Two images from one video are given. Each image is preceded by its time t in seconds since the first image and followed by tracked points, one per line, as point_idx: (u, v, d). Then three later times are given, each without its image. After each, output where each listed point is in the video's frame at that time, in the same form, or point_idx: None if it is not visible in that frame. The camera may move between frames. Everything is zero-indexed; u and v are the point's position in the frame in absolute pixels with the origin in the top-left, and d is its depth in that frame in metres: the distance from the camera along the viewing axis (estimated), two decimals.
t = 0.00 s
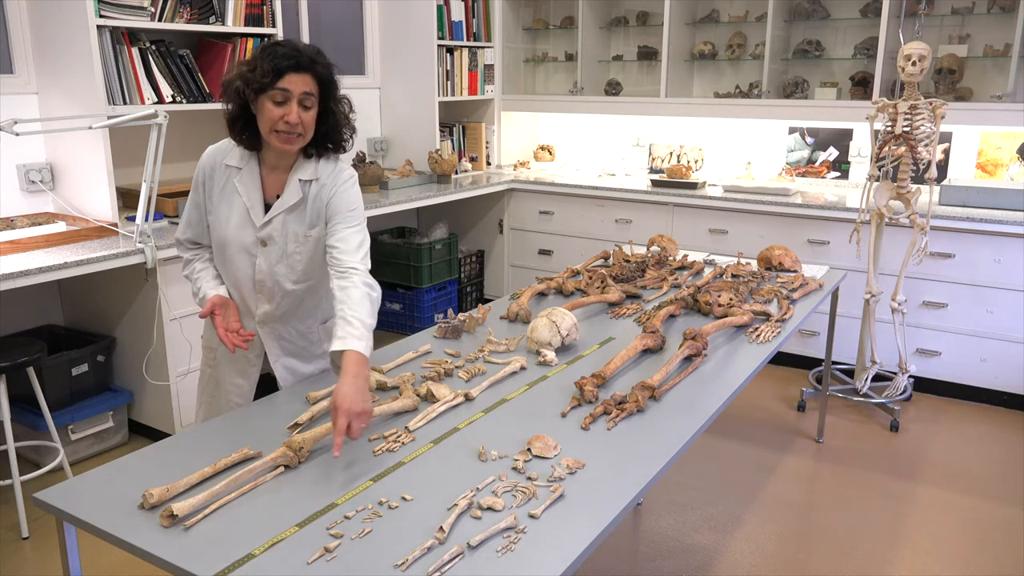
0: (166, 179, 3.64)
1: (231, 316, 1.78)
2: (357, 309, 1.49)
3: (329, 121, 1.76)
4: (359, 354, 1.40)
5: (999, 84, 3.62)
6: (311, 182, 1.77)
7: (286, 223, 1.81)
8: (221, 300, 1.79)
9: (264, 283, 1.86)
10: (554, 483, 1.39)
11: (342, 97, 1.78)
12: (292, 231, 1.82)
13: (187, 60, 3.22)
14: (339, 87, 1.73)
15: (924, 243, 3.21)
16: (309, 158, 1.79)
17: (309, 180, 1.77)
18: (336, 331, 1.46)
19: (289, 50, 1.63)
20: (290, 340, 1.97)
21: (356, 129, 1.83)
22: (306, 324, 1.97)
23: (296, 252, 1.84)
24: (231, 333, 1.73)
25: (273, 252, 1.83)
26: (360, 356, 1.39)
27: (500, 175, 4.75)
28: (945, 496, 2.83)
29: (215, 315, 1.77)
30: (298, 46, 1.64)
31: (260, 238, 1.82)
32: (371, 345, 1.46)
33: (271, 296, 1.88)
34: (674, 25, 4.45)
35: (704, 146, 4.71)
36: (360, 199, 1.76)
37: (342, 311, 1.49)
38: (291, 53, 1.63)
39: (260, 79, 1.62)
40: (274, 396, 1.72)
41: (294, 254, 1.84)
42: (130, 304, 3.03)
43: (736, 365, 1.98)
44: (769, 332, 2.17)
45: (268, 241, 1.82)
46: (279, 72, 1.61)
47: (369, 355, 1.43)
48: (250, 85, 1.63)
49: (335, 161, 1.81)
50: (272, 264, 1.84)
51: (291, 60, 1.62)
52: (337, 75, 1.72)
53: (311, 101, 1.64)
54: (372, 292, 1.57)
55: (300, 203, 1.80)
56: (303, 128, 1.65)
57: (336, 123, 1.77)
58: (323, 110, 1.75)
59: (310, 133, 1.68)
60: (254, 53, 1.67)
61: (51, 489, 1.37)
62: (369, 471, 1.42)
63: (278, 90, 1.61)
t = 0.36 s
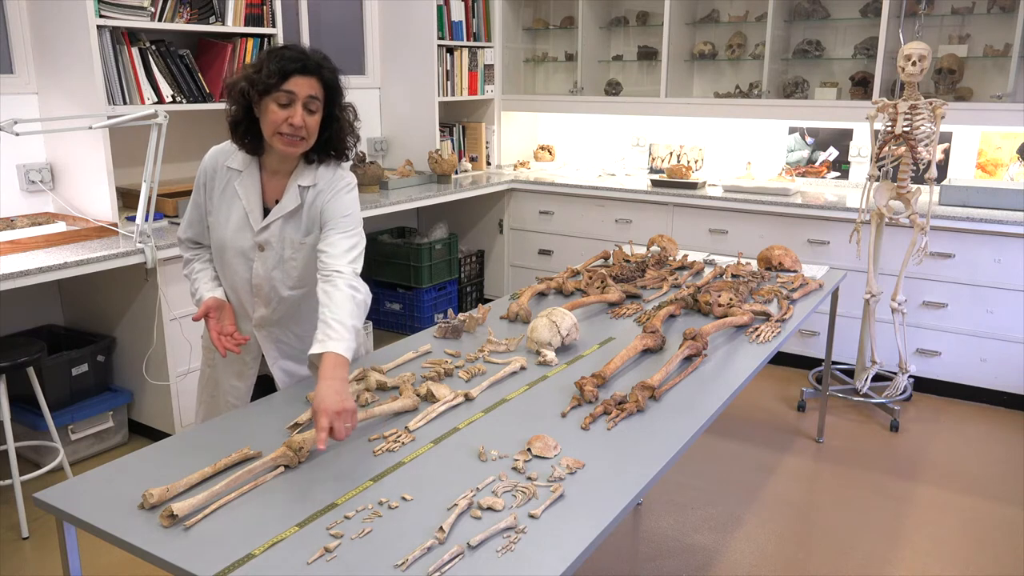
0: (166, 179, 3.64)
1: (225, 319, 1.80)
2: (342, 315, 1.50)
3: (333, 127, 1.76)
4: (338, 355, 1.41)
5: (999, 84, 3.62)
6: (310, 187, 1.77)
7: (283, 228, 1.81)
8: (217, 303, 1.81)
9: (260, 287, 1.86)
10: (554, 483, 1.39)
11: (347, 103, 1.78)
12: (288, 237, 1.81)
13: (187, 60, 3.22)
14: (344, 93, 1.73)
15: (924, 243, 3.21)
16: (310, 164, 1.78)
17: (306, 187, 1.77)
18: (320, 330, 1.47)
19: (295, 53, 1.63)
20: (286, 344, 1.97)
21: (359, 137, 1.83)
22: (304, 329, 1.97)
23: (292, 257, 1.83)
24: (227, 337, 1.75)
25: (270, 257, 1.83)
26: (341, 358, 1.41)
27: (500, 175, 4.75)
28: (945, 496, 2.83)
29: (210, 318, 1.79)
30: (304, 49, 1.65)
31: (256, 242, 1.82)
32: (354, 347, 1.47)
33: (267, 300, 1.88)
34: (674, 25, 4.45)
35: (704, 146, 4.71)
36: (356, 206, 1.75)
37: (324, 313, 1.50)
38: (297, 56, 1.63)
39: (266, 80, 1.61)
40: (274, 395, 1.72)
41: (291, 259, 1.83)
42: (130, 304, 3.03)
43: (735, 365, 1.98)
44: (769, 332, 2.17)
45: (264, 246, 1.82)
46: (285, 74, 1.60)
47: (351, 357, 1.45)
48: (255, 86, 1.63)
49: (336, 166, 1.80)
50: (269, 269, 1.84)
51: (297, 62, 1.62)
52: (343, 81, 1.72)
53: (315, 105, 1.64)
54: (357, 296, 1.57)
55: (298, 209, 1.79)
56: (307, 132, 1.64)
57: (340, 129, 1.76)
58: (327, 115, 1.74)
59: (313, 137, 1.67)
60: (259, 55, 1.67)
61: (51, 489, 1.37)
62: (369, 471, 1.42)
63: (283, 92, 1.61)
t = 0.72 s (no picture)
0: (166, 178, 3.64)
1: (227, 319, 1.79)
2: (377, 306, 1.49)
3: (331, 125, 1.76)
4: (386, 349, 1.40)
5: (999, 84, 3.62)
6: (312, 185, 1.77)
7: (286, 227, 1.80)
8: (219, 304, 1.81)
9: (262, 286, 1.86)
10: (554, 483, 1.39)
11: (344, 101, 1.78)
12: (292, 234, 1.81)
13: (187, 60, 3.22)
14: (342, 92, 1.73)
15: (924, 243, 3.21)
16: (310, 161, 1.78)
17: (309, 184, 1.77)
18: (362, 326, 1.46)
19: (292, 55, 1.62)
20: (288, 344, 1.97)
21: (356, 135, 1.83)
22: (305, 328, 1.97)
23: (296, 256, 1.83)
24: (230, 338, 1.75)
25: (273, 256, 1.83)
26: (388, 352, 1.39)
27: (500, 175, 4.75)
28: (945, 496, 2.83)
29: (212, 319, 1.78)
30: (301, 50, 1.64)
31: (260, 241, 1.82)
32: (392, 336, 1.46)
33: (270, 299, 1.88)
34: (674, 25, 4.45)
35: (704, 146, 4.71)
36: (362, 203, 1.77)
37: (360, 308, 1.49)
38: (294, 58, 1.62)
39: (263, 83, 1.61)
40: (275, 395, 1.72)
41: (294, 257, 1.83)
42: (131, 304, 3.03)
43: (736, 365, 1.98)
44: (769, 332, 2.17)
45: (267, 245, 1.82)
46: (283, 77, 1.60)
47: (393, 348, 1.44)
48: (253, 89, 1.63)
49: (337, 164, 1.80)
50: (271, 268, 1.84)
51: (295, 65, 1.61)
52: (340, 79, 1.72)
53: (313, 106, 1.64)
54: (387, 291, 1.56)
55: (300, 207, 1.79)
56: (305, 133, 1.65)
57: (338, 127, 1.77)
58: (326, 114, 1.75)
59: (312, 138, 1.68)
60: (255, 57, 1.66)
61: (51, 489, 1.36)
62: (369, 471, 1.42)
63: (281, 95, 1.61)
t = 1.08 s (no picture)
0: (166, 178, 3.64)
1: (230, 318, 1.78)
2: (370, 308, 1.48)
3: (333, 126, 1.76)
4: (371, 350, 1.38)
5: (999, 84, 3.62)
6: (315, 184, 1.77)
7: (290, 225, 1.81)
8: (221, 302, 1.80)
9: (266, 284, 1.86)
10: (554, 483, 1.39)
11: (346, 101, 1.77)
12: (295, 233, 1.81)
13: (187, 60, 3.22)
14: (344, 92, 1.72)
15: (924, 243, 3.21)
16: (313, 161, 1.78)
17: (312, 183, 1.77)
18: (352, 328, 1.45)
19: (296, 56, 1.62)
20: (291, 342, 1.97)
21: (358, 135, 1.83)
22: (308, 326, 1.97)
23: (299, 254, 1.84)
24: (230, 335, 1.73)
25: (277, 254, 1.83)
26: (374, 353, 1.37)
27: (500, 175, 4.75)
28: (945, 496, 2.83)
29: (214, 317, 1.77)
30: (304, 51, 1.63)
31: (263, 240, 1.82)
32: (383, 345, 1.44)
33: (273, 298, 1.89)
34: (674, 26, 4.45)
35: (704, 146, 4.71)
36: (366, 202, 1.77)
37: (355, 311, 1.48)
38: (297, 59, 1.62)
39: (266, 84, 1.61)
40: (275, 395, 1.72)
41: (297, 256, 1.84)
42: (131, 304, 3.03)
43: (736, 365, 1.98)
44: (769, 332, 2.17)
45: (271, 243, 1.82)
46: (286, 78, 1.60)
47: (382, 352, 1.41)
48: (255, 90, 1.62)
49: (340, 163, 1.80)
50: (275, 266, 1.84)
51: (298, 65, 1.61)
52: (342, 81, 1.72)
53: (316, 107, 1.64)
54: (386, 291, 1.55)
55: (304, 205, 1.79)
56: (308, 134, 1.65)
57: (340, 128, 1.76)
58: (328, 115, 1.74)
59: (314, 138, 1.68)
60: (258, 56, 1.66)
61: (51, 489, 1.36)
62: (369, 471, 1.42)
63: (284, 95, 1.60)
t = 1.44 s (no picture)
0: (165, 178, 3.64)
1: (232, 316, 1.79)
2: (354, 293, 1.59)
3: (337, 122, 1.77)
4: (342, 335, 1.49)
5: (999, 84, 3.62)
6: (319, 180, 1.78)
7: (294, 221, 1.81)
8: (224, 300, 1.80)
9: (270, 281, 1.86)
10: (554, 483, 1.39)
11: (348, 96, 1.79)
12: (299, 229, 1.82)
13: (187, 60, 3.22)
14: (348, 88, 1.74)
15: (924, 243, 3.21)
16: (317, 157, 1.79)
17: (316, 180, 1.78)
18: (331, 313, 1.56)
19: (302, 53, 1.63)
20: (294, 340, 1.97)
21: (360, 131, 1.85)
22: (311, 323, 1.98)
23: (303, 250, 1.84)
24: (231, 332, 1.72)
25: (281, 251, 1.83)
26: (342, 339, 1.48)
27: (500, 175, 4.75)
28: (945, 496, 2.83)
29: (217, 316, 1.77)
30: (310, 47, 1.65)
31: (267, 237, 1.82)
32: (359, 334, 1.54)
33: (277, 295, 1.89)
34: (674, 26, 4.45)
35: (704, 146, 4.71)
36: (370, 198, 1.80)
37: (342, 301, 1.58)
38: (304, 56, 1.63)
39: (273, 81, 1.61)
40: (275, 395, 1.72)
41: (301, 252, 1.84)
42: (131, 304, 3.03)
43: (736, 364, 1.98)
44: (769, 332, 2.17)
45: (275, 240, 1.82)
46: (293, 75, 1.61)
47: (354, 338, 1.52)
48: (262, 87, 1.63)
49: (343, 159, 1.82)
50: (279, 263, 1.84)
51: (305, 62, 1.62)
52: (346, 77, 1.74)
53: (323, 104, 1.66)
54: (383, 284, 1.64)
55: (308, 201, 1.80)
56: (315, 130, 1.66)
57: (344, 123, 1.78)
58: (332, 111, 1.76)
59: (320, 134, 1.69)
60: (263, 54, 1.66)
61: (51, 489, 1.36)
62: (369, 471, 1.42)
63: (291, 92, 1.61)
